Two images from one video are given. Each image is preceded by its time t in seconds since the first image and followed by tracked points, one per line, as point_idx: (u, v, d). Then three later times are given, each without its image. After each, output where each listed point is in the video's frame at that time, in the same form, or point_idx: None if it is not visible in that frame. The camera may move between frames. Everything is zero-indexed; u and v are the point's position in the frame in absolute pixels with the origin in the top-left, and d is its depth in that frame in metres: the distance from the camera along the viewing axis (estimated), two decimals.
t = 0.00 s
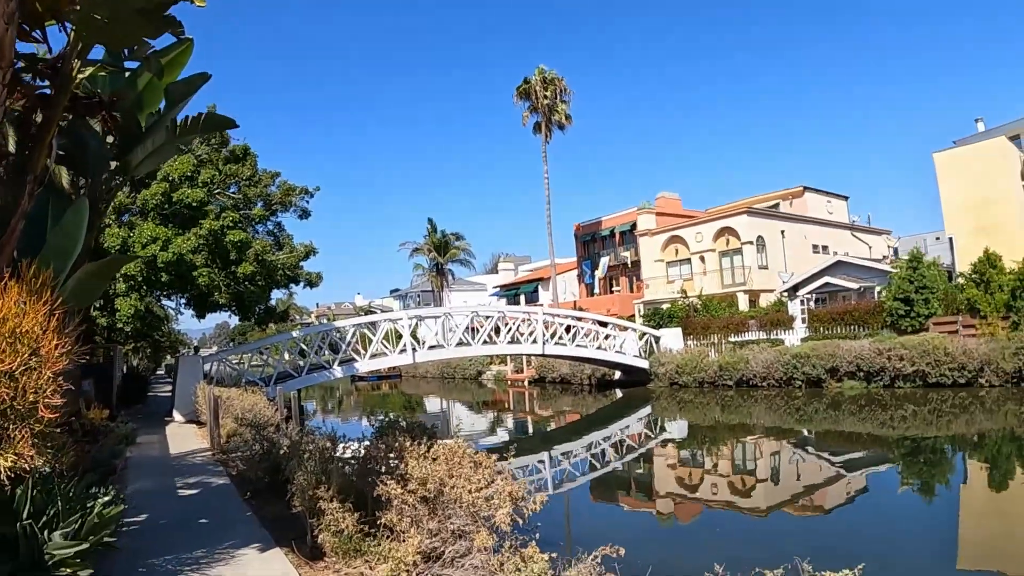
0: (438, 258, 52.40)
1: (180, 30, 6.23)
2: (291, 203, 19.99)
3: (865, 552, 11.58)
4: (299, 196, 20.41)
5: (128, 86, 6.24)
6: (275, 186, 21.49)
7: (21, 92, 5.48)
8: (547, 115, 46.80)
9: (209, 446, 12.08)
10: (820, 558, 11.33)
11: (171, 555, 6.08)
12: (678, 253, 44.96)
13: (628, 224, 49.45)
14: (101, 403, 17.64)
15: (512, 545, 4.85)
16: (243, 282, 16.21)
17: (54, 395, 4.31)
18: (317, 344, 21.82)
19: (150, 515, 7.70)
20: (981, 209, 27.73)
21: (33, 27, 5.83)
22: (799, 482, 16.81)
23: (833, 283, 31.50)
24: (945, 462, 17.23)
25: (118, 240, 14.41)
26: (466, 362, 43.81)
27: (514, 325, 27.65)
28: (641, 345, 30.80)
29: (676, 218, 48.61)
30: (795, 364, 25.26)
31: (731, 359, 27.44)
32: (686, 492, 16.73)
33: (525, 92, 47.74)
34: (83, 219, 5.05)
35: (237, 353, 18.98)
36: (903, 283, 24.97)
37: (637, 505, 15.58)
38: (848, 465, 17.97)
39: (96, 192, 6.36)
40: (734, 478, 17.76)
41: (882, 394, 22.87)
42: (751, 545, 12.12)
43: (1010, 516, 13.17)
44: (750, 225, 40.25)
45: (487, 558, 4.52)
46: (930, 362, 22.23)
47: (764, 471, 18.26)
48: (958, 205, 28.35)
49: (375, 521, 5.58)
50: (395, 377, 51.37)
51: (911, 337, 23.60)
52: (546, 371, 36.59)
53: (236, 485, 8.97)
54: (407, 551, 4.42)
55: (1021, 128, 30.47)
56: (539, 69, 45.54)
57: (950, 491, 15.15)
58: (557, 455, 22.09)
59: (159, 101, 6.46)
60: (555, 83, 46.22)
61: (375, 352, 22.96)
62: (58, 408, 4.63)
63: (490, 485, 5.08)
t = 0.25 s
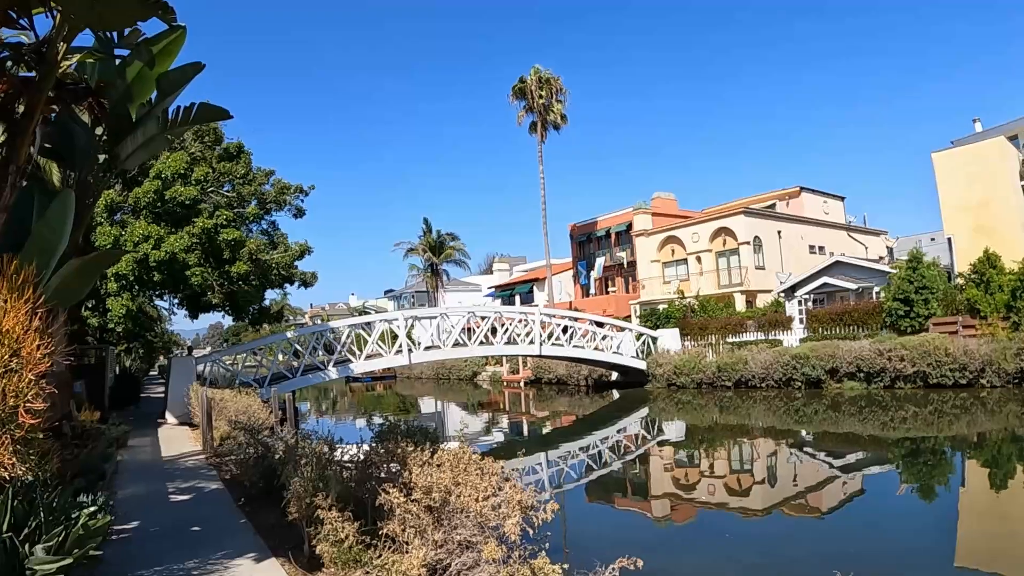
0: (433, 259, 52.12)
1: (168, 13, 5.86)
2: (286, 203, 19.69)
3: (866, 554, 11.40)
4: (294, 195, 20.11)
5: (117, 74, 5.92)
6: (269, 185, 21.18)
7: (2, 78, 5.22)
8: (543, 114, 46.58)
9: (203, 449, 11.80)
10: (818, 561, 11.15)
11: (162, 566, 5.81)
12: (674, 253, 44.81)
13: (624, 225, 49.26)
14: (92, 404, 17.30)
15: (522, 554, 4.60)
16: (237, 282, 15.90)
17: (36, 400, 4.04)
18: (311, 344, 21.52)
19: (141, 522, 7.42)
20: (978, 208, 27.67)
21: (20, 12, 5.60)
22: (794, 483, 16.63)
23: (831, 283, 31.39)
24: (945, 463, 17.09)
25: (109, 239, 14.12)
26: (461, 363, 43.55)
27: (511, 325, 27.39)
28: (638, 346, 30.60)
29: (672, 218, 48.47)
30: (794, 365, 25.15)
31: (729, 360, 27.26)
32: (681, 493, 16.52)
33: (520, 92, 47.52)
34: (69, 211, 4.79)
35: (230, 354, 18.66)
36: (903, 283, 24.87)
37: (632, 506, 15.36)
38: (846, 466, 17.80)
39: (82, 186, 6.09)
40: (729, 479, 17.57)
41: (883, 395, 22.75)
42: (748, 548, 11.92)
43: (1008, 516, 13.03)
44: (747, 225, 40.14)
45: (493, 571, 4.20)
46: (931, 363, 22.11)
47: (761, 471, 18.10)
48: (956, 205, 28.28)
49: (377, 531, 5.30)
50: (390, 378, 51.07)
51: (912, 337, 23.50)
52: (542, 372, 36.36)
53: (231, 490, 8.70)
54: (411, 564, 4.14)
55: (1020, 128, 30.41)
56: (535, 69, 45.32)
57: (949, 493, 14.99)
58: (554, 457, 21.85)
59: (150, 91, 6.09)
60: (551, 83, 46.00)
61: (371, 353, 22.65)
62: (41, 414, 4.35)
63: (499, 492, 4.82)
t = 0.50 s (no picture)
0: (429, 260, 51.88)
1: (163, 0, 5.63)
2: (282, 202, 19.46)
3: (872, 556, 11.24)
4: (291, 194, 19.88)
5: (111, 64, 5.65)
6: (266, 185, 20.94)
7: None
8: (539, 115, 46.40)
9: (197, 452, 11.54)
10: (822, 562, 10.99)
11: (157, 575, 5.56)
12: (672, 254, 44.67)
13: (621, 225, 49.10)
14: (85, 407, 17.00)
15: (534, 563, 4.39)
16: (233, 282, 15.65)
17: (22, 402, 3.83)
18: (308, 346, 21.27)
19: (134, 529, 7.16)
20: (978, 208, 27.90)
21: None
22: (793, 485, 16.49)
23: (830, 283, 31.29)
24: (945, 465, 16.95)
25: (103, 238, 13.90)
26: (457, 365, 43.31)
27: (510, 326, 27.17)
28: (636, 347, 30.42)
29: (669, 219, 48.36)
30: (794, 365, 25.05)
31: (729, 361, 27.10)
32: (676, 494, 16.32)
33: (516, 92, 47.35)
34: (59, 206, 4.57)
35: (225, 355, 18.38)
36: (903, 283, 24.78)
37: (630, 507, 15.15)
38: (845, 468, 17.66)
39: (73, 179, 5.90)
40: (726, 481, 17.38)
41: (884, 396, 22.65)
42: (751, 550, 11.72)
43: (1008, 516, 12.94)
44: (745, 226, 40.05)
45: None
46: (933, 363, 22.01)
47: (760, 473, 17.94)
48: (956, 205, 28.49)
49: (382, 538, 5.06)
50: (385, 379, 50.81)
51: (913, 337, 23.42)
52: (540, 374, 36.15)
53: (227, 494, 8.45)
54: (417, 575, 3.91)
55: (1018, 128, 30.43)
56: (532, 69, 45.16)
57: (951, 494, 14.84)
58: (553, 459, 21.64)
59: (145, 82, 5.81)
60: (548, 83, 45.84)
61: (368, 354, 22.40)
62: (28, 417, 4.14)
63: (509, 498, 4.61)
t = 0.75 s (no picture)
0: (425, 262, 51.62)
1: None
2: (279, 203, 19.19)
3: (878, 558, 11.07)
4: (288, 195, 19.63)
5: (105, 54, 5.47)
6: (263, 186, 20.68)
7: None
8: (537, 117, 46.23)
9: (194, 457, 11.27)
10: (829, 566, 10.81)
11: None
12: (670, 256, 44.51)
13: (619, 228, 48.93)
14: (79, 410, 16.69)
15: None
16: (229, 283, 15.37)
17: (8, 410, 3.61)
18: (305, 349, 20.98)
19: (127, 539, 6.88)
20: (978, 210, 27.82)
21: None
22: (792, 488, 16.32)
23: (830, 286, 31.16)
24: (947, 467, 16.78)
25: (98, 239, 13.70)
26: (454, 368, 43.03)
27: (509, 329, 26.92)
28: (636, 350, 30.22)
29: (667, 221, 48.21)
30: (796, 368, 24.93)
31: (729, 364, 26.90)
32: (675, 498, 16.10)
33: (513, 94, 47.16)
34: (48, 203, 4.32)
35: (221, 358, 18.09)
36: (904, 285, 24.69)
37: (628, 511, 14.94)
38: (845, 470, 17.48)
39: (63, 174, 5.67)
40: (725, 484, 17.17)
41: (887, 399, 22.53)
42: (755, 555, 11.52)
43: (1010, 518, 12.80)
44: (743, 228, 39.93)
45: None
46: (936, 366, 21.84)
47: (759, 476, 17.75)
48: (957, 205, 28.37)
49: (390, 552, 4.82)
50: (382, 382, 50.48)
51: (915, 340, 23.30)
52: (538, 377, 35.90)
53: (224, 502, 8.21)
54: None
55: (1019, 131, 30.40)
56: (529, 71, 45.00)
57: (952, 496, 14.64)
58: (553, 463, 21.40)
59: (139, 73, 5.60)
60: (546, 85, 45.67)
61: (365, 357, 22.12)
62: (15, 424, 3.91)
63: (524, 509, 4.38)
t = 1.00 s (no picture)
0: (423, 263, 51.41)
1: None
2: (276, 202, 19.00)
3: (884, 562, 10.92)
4: (285, 195, 19.43)
5: (99, 43, 5.29)
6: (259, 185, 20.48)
7: None
8: (535, 118, 46.10)
9: (189, 460, 11.03)
10: (835, 568, 10.71)
11: None
12: (668, 258, 44.39)
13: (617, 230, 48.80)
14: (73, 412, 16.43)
15: None
16: (226, 284, 15.15)
17: None
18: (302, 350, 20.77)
19: (120, 546, 6.66)
20: (978, 212, 27.84)
21: None
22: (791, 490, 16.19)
23: (830, 288, 31.03)
24: (948, 470, 16.66)
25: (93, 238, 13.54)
26: (451, 370, 42.80)
27: (507, 331, 26.71)
28: (635, 352, 30.06)
29: (665, 223, 48.12)
30: (797, 371, 24.80)
31: (729, 366, 26.76)
32: (673, 501, 15.93)
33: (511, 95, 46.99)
34: (37, 197, 4.12)
35: (217, 360, 17.87)
36: (905, 287, 24.64)
37: (626, 513, 14.79)
38: (845, 473, 17.33)
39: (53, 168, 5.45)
40: (724, 487, 17.00)
41: (888, 401, 22.45)
42: (757, 558, 11.36)
43: (1010, 520, 12.68)
44: (742, 230, 39.83)
45: None
46: (937, 368, 21.73)
47: (757, 479, 17.58)
48: (957, 206, 28.38)
49: (393, 563, 4.62)
50: (379, 384, 50.23)
51: (917, 342, 23.21)
52: (536, 379, 35.70)
53: (220, 507, 7.99)
54: None
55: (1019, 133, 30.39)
56: (527, 72, 44.88)
57: (953, 499, 14.49)
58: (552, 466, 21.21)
59: (134, 64, 5.42)
60: (543, 86, 45.55)
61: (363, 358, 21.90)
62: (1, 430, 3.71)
63: (535, 518, 4.20)
